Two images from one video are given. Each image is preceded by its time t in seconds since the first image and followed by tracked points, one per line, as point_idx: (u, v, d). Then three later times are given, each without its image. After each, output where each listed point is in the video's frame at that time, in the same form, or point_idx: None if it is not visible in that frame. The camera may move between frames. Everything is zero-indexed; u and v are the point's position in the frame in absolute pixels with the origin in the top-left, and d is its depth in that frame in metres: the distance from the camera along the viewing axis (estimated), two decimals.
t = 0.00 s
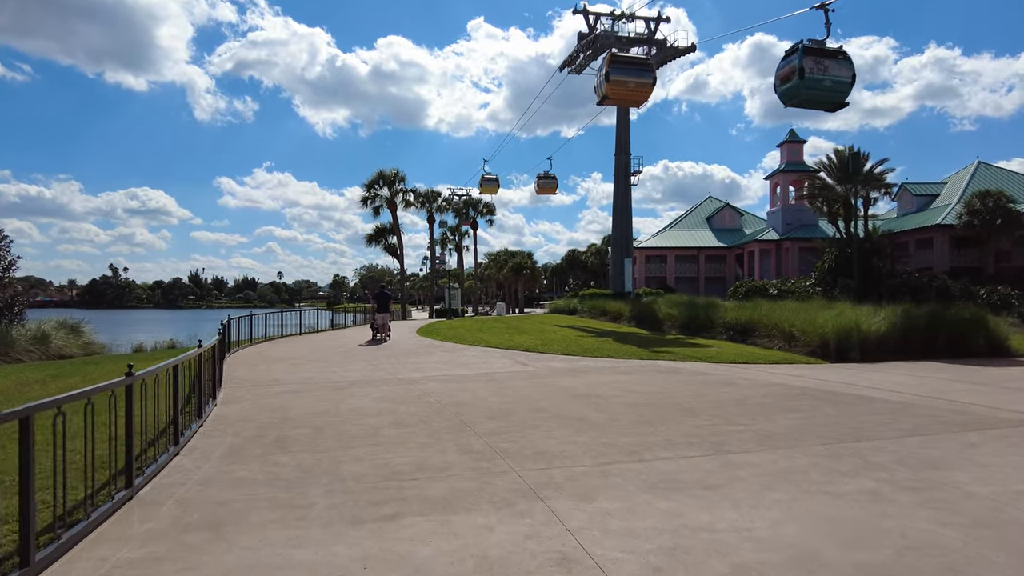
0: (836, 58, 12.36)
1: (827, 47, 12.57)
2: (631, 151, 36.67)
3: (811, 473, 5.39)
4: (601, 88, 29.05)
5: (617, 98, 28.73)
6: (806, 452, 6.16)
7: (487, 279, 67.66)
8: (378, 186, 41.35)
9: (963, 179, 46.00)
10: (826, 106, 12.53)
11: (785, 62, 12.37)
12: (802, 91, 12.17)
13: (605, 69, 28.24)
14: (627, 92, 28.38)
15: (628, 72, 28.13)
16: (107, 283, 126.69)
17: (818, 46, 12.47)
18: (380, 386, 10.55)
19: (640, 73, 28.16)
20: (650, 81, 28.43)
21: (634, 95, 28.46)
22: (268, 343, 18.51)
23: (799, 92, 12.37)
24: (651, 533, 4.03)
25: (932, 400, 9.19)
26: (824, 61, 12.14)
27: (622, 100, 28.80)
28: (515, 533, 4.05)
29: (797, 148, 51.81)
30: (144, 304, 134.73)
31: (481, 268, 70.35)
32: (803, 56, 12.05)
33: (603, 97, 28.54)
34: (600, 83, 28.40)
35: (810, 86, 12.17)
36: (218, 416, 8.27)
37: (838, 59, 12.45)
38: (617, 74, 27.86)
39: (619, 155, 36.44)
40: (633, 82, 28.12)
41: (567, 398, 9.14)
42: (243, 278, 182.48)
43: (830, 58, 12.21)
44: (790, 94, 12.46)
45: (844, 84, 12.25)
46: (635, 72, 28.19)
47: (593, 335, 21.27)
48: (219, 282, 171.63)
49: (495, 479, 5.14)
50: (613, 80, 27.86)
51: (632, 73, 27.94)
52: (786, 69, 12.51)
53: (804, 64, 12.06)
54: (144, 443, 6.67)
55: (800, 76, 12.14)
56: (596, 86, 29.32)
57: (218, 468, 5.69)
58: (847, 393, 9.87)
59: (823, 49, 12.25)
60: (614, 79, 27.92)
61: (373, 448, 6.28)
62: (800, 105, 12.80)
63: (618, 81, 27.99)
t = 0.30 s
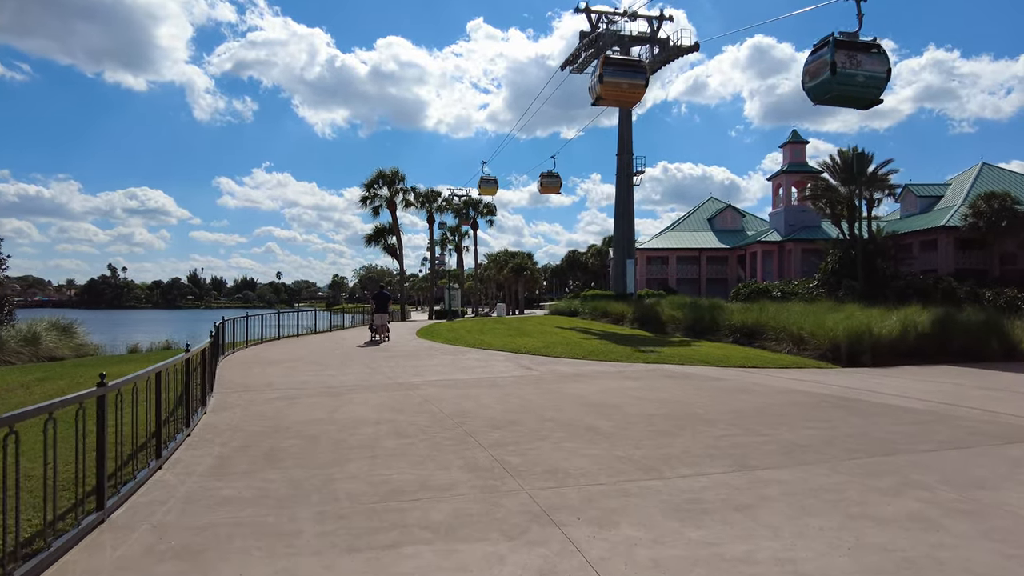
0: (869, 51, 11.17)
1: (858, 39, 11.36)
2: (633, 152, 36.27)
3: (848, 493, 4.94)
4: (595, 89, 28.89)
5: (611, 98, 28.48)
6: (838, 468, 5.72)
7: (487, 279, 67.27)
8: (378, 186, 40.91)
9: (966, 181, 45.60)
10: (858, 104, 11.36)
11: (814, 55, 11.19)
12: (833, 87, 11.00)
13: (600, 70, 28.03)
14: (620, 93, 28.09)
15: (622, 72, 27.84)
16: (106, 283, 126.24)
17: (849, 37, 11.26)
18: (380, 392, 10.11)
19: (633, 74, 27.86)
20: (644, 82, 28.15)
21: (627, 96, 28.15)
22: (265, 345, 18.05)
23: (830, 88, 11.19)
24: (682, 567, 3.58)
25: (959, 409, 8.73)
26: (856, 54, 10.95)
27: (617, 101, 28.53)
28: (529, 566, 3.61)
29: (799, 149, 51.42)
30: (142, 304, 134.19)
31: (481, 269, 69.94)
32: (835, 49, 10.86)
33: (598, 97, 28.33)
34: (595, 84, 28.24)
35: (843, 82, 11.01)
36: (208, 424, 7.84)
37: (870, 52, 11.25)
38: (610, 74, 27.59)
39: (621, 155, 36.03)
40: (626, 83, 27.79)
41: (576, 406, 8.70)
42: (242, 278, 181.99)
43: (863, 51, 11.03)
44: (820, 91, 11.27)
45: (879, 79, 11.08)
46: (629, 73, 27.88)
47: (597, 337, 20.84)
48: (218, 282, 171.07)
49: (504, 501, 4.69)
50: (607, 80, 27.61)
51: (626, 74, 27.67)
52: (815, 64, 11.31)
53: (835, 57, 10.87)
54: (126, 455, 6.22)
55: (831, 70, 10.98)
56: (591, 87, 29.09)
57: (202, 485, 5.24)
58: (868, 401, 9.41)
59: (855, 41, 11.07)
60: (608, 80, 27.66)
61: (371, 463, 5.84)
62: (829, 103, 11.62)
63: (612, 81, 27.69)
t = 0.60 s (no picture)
0: (909, 42, 10.42)
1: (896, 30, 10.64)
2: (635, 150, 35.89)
3: (892, 506, 4.51)
4: (588, 89, 28.53)
5: (605, 98, 28.14)
6: (875, 477, 5.28)
7: (487, 279, 66.84)
8: (377, 184, 40.45)
9: (970, 180, 45.22)
10: (897, 97, 10.60)
11: (850, 47, 10.49)
12: (871, 79, 10.25)
13: (593, 70, 27.69)
14: (613, 93, 27.74)
15: (615, 72, 27.48)
16: (105, 283, 125.85)
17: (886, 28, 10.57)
18: (378, 394, 9.68)
19: (625, 74, 27.50)
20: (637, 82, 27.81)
21: (620, 96, 27.81)
22: (260, 345, 17.59)
23: (867, 81, 10.46)
24: None
25: (987, 412, 8.29)
26: (895, 44, 10.22)
27: (611, 100, 28.19)
28: None
29: (802, 147, 51.00)
30: (141, 304, 133.70)
31: (481, 269, 69.51)
32: (871, 39, 10.18)
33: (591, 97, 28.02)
34: (589, 84, 27.90)
35: (881, 74, 10.26)
36: (196, 429, 7.41)
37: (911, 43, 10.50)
38: (602, 74, 27.22)
39: (623, 153, 35.62)
40: (619, 83, 27.41)
41: (585, 409, 8.27)
42: (241, 278, 181.54)
43: (901, 41, 10.29)
44: (856, 85, 10.54)
45: (920, 71, 10.29)
46: (622, 73, 27.51)
47: (600, 337, 20.40)
48: (217, 283, 170.72)
49: (514, 517, 4.27)
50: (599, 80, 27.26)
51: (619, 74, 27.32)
52: (850, 56, 10.59)
53: (872, 48, 10.19)
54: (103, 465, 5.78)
55: (868, 62, 10.24)
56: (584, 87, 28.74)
57: (184, 497, 4.81)
58: (890, 403, 8.98)
59: (893, 30, 10.34)
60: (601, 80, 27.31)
61: (368, 472, 5.40)
62: (865, 97, 10.88)
63: (605, 81, 27.31)
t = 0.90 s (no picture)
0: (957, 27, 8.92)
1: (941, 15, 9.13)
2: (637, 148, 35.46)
3: (948, 534, 4.05)
4: (582, 88, 28.05)
5: (600, 97, 27.74)
6: (920, 497, 4.83)
7: (488, 279, 66.38)
8: (377, 183, 39.96)
9: (975, 178, 44.77)
10: (946, 90, 9.04)
11: (890, 35, 8.95)
12: (918, 71, 8.73)
13: (587, 70, 27.24)
14: (608, 91, 27.30)
15: (608, 71, 27.03)
16: (103, 283, 125.63)
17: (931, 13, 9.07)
18: (378, 399, 9.23)
19: (619, 72, 27.06)
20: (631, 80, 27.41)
21: (615, 95, 27.41)
22: (256, 347, 17.12)
23: (912, 73, 8.91)
24: None
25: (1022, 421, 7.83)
26: (943, 31, 8.73)
27: (606, 99, 27.77)
28: None
29: (805, 146, 50.54)
30: (140, 304, 133.18)
31: (482, 268, 69.06)
32: (916, 25, 8.67)
33: (585, 96, 27.58)
34: (583, 83, 27.44)
35: (929, 65, 8.75)
36: (184, 437, 6.95)
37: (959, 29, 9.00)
38: (597, 74, 26.75)
39: (626, 151, 35.17)
40: (613, 81, 26.94)
41: (596, 417, 7.83)
42: (240, 277, 181.19)
43: (949, 26, 8.79)
44: (898, 79, 9.01)
45: (972, 60, 8.78)
46: (615, 72, 27.06)
47: (605, 338, 19.93)
48: (216, 282, 170.23)
49: (528, 547, 3.81)
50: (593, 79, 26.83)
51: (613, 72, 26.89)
52: (890, 45, 9.07)
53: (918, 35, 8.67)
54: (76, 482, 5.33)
55: (914, 52, 8.72)
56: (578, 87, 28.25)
57: (162, 521, 4.36)
58: (917, 410, 8.51)
59: (938, 14, 8.85)
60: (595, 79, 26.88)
61: (365, 492, 4.94)
62: (908, 91, 9.35)
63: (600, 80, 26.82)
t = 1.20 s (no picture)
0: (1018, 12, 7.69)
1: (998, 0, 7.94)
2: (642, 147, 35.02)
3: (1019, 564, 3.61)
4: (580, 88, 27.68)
5: (598, 97, 27.31)
6: (977, 517, 4.38)
7: (490, 279, 65.94)
8: (379, 182, 39.51)
9: (983, 177, 44.25)
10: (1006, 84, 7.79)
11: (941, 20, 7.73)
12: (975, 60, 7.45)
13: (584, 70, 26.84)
14: (605, 91, 26.86)
15: (605, 71, 26.60)
16: (105, 283, 125.75)
17: None
18: (381, 404, 8.81)
19: (616, 72, 26.58)
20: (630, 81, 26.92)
21: (613, 95, 26.97)
22: (255, 349, 16.68)
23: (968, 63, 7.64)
24: None
25: None
26: (1004, 14, 7.49)
27: (605, 98, 27.33)
28: None
29: (811, 144, 50.07)
30: (142, 304, 133.14)
31: (484, 267, 68.67)
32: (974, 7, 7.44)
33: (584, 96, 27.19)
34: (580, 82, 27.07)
35: (989, 52, 7.45)
36: (174, 445, 6.55)
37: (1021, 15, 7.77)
38: (594, 73, 26.31)
39: (631, 150, 34.72)
40: (610, 81, 26.47)
41: (612, 424, 7.40)
42: (242, 277, 181.09)
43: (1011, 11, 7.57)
44: (950, 71, 7.76)
45: None
46: (611, 72, 26.61)
47: (613, 339, 19.49)
48: (218, 282, 169.98)
49: None
50: (590, 79, 26.42)
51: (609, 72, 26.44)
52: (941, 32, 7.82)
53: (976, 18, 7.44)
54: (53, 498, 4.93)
55: (971, 37, 7.43)
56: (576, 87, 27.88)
57: (141, 545, 3.93)
58: (949, 416, 8.05)
59: None
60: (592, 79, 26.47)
61: (367, 512, 4.50)
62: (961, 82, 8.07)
63: (597, 80, 26.41)
